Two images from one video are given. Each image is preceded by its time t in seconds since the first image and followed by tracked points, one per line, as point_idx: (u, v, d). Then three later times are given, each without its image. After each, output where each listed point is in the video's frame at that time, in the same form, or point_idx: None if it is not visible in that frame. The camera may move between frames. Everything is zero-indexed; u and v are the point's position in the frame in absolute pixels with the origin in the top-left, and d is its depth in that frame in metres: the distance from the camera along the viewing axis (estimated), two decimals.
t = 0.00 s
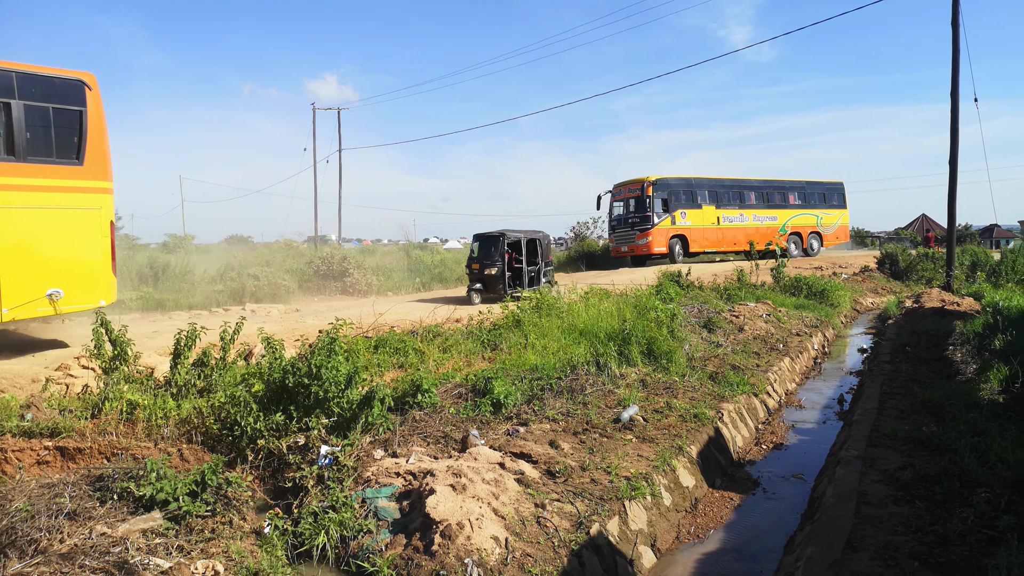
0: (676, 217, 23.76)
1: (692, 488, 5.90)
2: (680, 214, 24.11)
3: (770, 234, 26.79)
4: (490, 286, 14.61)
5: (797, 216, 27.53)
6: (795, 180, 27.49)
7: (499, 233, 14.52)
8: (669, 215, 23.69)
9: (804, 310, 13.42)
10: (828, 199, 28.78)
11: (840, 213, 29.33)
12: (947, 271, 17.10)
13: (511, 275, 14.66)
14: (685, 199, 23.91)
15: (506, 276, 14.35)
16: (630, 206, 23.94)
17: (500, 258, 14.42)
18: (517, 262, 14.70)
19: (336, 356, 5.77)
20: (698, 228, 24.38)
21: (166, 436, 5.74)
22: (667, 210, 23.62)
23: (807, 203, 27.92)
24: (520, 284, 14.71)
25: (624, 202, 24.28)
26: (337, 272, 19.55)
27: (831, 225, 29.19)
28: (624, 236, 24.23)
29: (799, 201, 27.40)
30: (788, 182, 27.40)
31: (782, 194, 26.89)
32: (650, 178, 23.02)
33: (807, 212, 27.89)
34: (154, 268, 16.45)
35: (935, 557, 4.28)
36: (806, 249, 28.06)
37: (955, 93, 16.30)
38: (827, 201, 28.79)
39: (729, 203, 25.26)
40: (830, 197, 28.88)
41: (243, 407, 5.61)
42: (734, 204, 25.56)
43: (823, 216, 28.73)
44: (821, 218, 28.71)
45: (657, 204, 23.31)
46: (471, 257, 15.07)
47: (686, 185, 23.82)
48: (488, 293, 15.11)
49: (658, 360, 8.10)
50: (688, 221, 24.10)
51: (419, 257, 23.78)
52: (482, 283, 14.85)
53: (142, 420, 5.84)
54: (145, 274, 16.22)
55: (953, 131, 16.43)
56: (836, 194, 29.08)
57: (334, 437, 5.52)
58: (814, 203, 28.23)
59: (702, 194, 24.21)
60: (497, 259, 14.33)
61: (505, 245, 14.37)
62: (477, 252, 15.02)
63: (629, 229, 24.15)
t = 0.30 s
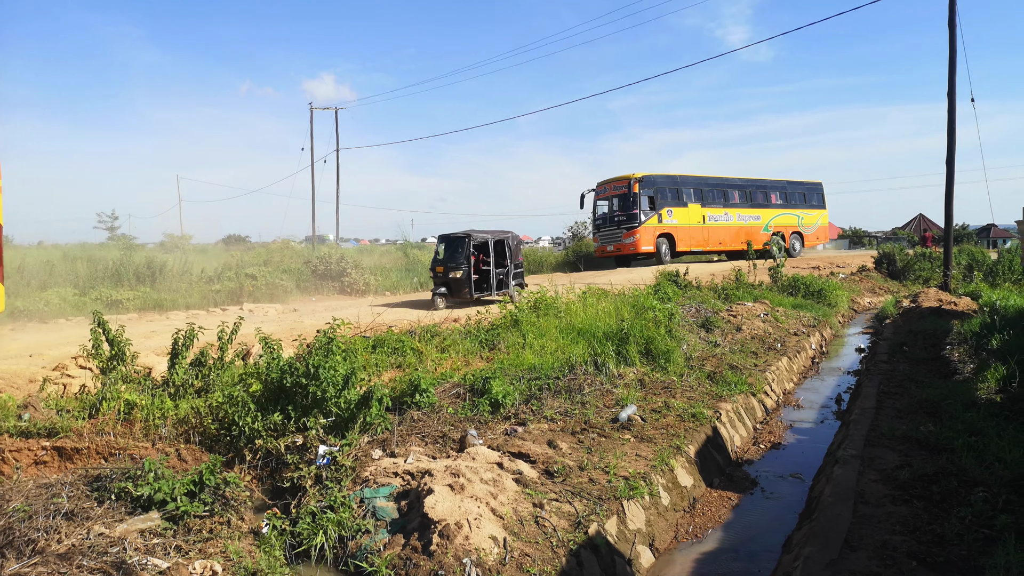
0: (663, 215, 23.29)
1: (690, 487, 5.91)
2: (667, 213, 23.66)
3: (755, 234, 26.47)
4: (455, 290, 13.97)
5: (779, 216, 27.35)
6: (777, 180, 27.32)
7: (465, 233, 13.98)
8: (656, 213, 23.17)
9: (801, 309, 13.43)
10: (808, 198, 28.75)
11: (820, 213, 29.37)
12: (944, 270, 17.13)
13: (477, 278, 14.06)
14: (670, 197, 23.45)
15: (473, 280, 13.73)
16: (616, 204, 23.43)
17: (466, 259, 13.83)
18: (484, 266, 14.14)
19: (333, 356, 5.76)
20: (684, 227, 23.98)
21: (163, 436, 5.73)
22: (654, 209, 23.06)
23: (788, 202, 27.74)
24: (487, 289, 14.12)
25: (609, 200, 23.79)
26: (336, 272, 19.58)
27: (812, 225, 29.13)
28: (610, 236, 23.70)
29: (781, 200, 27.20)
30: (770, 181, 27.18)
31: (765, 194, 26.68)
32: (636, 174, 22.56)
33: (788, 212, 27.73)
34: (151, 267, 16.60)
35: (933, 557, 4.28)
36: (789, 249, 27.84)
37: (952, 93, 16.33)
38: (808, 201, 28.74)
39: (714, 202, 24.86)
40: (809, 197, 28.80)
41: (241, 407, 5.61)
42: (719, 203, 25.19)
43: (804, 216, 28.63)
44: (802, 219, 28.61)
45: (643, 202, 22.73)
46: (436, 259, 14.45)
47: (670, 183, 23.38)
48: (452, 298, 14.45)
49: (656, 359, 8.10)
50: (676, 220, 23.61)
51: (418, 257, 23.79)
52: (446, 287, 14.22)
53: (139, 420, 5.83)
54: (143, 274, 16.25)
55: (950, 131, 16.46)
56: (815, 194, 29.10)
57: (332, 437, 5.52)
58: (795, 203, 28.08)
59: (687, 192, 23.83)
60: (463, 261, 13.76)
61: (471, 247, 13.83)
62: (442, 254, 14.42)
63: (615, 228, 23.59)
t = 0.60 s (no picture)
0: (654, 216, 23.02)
1: (694, 488, 5.90)
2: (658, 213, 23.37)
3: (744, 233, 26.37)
4: (421, 295, 13.29)
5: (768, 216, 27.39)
6: (766, 179, 27.28)
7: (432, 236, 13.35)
8: (648, 213, 22.85)
9: (806, 309, 13.41)
10: (796, 198, 28.84)
11: (807, 213, 29.45)
12: (948, 270, 17.09)
13: (445, 283, 13.37)
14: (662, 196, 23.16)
15: (440, 285, 13.10)
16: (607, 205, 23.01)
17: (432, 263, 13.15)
18: (452, 271, 13.48)
19: (336, 358, 5.76)
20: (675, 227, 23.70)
21: (167, 438, 5.74)
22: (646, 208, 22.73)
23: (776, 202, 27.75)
24: (455, 294, 13.48)
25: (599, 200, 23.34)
26: (339, 273, 19.60)
27: (799, 224, 29.21)
28: (601, 237, 23.25)
29: (769, 200, 27.27)
30: (760, 180, 27.23)
31: (754, 193, 26.63)
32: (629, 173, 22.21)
33: (776, 212, 27.79)
34: (155, 269, 16.62)
35: (938, 557, 4.26)
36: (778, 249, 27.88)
37: (955, 92, 16.28)
38: (796, 200, 28.80)
39: (705, 201, 24.66)
40: (797, 197, 28.88)
41: (245, 409, 5.62)
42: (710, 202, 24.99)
43: (792, 216, 28.68)
44: (791, 218, 28.68)
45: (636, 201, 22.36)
46: (401, 263, 13.74)
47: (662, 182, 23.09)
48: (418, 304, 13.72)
49: (659, 360, 8.09)
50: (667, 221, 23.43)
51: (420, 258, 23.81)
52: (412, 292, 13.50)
53: (144, 422, 5.84)
54: (147, 276, 16.25)
55: (953, 130, 16.42)
56: (803, 193, 29.15)
57: (336, 438, 5.52)
58: (783, 203, 28.16)
59: (677, 192, 23.65)
60: (430, 264, 13.12)
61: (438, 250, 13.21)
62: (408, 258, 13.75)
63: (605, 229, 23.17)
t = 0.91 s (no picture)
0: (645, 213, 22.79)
1: (693, 485, 5.91)
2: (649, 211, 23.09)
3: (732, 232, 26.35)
4: (378, 296, 12.31)
5: (754, 214, 27.43)
6: (754, 176, 27.28)
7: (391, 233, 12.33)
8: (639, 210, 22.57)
9: (805, 306, 13.41)
10: (783, 196, 28.93)
11: (794, 211, 29.55)
12: (948, 267, 17.08)
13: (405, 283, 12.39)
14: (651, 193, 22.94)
15: (398, 286, 12.12)
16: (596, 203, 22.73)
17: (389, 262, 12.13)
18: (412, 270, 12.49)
19: (336, 354, 5.76)
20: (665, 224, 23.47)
21: (167, 435, 5.75)
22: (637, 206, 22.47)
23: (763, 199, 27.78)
24: (415, 296, 12.49)
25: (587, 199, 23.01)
26: (338, 270, 19.58)
27: (785, 223, 29.34)
28: (589, 234, 22.89)
29: (756, 198, 27.31)
30: (748, 177, 27.24)
31: (742, 190, 26.63)
32: (620, 168, 22.00)
33: (763, 209, 27.88)
34: (154, 266, 16.59)
35: (937, 553, 4.27)
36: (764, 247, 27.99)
37: (955, 89, 16.26)
38: (782, 198, 28.91)
39: (694, 198, 24.56)
40: (784, 195, 28.98)
41: (245, 406, 5.63)
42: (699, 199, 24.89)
43: (778, 215, 28.80)
44: (776, 216, 28.80)
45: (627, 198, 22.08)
46: (358, 260, 12.68)
47: (652, 177, 22.91)
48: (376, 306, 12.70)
49: (659, 357, 8.10)
50: (657, 220, 23.27)
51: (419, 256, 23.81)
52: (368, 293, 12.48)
53: (143, 419, 5.84)
54: (146, 273, 16.22)
55: (953, 127, 16.41)
56: (788, 189, 29.18)
57: (336, 435, 5.52)
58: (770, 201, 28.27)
59: (667, 189, 23.50)
60: (387, 264, 12.11)
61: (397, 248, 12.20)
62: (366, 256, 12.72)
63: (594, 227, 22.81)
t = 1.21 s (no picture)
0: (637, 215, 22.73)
1: (695, 486, 5.90)
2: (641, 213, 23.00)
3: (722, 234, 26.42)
4: (330, 299, 11.81)
5: (743, 216, 27.49)
6: (743, 177, 27.30)
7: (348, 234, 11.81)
8: (632, 212, 22.48)
9: (807, 308, 13.41)
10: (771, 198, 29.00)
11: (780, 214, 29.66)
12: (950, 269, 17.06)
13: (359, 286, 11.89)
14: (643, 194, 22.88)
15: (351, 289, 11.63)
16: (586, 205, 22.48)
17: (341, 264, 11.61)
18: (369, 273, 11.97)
19: (337, 356, 5.77)
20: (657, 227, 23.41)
21: (170, 436, 5.76)
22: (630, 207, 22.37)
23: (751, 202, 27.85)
24: (370, 300, 12.01)
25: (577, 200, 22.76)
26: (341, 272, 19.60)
27: (772, 225, 29.45)
28: (580, 237, 22.59)
29: (745, 200, 27.36)
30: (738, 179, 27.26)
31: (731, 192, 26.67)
32: (614, 168, 21.96)
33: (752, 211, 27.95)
34: (157, 267, 16.53)
35: (939, 555, 4.27)
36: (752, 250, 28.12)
37: (957, 90, 16.25)
38: (770, 200, 29.00)
39: (686, 199, 24.54)
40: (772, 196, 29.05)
41: (247, 408, 5.64)
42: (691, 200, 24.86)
43: (765, 217, 28.89)
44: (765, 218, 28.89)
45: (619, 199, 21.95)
46: (311, 259, 12.12)
47: (645, 178, 22.89)
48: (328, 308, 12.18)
49: (661, 359, 8.10)
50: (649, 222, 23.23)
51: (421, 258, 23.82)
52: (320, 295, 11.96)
53: (146, 420, 5.85)
54: (148, 275, 16.16)
55: (954, 128, 16.40)
56: (775, 191, 29.25)
57: (338, 436, 5.53)
58: (758, 203, 28.35)
59: (659, 190, 23.48)
60: (341, 266, 11.62)
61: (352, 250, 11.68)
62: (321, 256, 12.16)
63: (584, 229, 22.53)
